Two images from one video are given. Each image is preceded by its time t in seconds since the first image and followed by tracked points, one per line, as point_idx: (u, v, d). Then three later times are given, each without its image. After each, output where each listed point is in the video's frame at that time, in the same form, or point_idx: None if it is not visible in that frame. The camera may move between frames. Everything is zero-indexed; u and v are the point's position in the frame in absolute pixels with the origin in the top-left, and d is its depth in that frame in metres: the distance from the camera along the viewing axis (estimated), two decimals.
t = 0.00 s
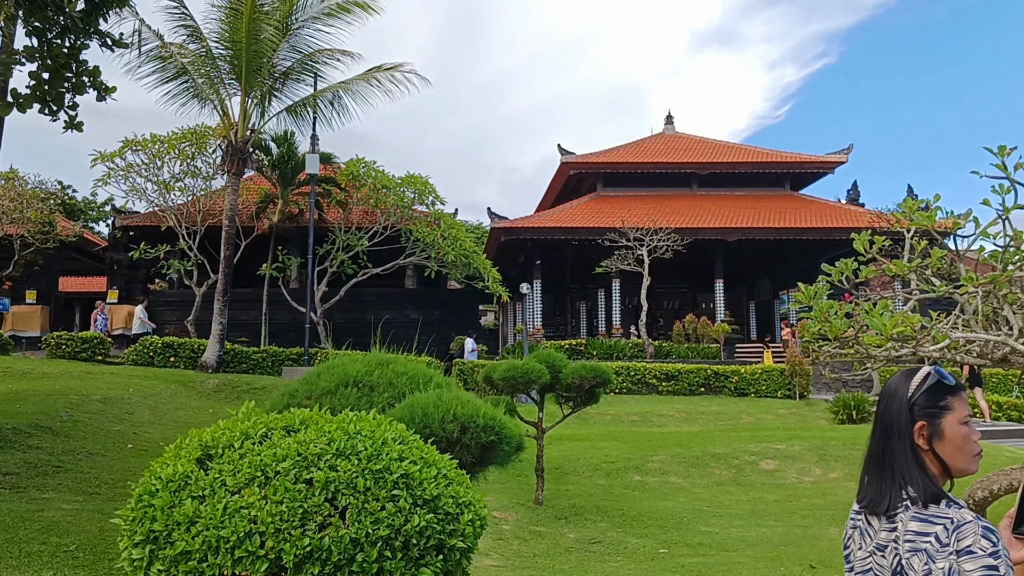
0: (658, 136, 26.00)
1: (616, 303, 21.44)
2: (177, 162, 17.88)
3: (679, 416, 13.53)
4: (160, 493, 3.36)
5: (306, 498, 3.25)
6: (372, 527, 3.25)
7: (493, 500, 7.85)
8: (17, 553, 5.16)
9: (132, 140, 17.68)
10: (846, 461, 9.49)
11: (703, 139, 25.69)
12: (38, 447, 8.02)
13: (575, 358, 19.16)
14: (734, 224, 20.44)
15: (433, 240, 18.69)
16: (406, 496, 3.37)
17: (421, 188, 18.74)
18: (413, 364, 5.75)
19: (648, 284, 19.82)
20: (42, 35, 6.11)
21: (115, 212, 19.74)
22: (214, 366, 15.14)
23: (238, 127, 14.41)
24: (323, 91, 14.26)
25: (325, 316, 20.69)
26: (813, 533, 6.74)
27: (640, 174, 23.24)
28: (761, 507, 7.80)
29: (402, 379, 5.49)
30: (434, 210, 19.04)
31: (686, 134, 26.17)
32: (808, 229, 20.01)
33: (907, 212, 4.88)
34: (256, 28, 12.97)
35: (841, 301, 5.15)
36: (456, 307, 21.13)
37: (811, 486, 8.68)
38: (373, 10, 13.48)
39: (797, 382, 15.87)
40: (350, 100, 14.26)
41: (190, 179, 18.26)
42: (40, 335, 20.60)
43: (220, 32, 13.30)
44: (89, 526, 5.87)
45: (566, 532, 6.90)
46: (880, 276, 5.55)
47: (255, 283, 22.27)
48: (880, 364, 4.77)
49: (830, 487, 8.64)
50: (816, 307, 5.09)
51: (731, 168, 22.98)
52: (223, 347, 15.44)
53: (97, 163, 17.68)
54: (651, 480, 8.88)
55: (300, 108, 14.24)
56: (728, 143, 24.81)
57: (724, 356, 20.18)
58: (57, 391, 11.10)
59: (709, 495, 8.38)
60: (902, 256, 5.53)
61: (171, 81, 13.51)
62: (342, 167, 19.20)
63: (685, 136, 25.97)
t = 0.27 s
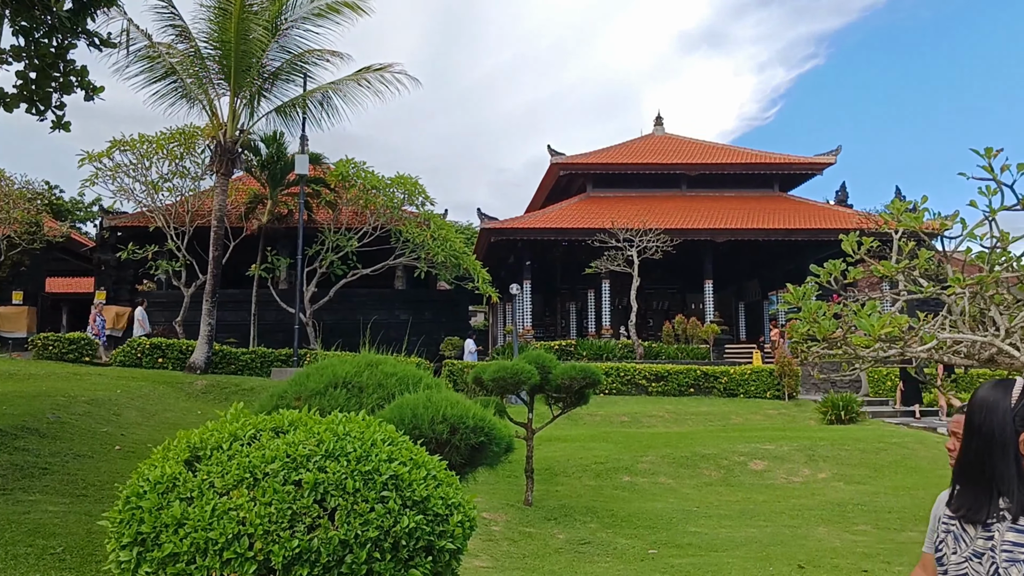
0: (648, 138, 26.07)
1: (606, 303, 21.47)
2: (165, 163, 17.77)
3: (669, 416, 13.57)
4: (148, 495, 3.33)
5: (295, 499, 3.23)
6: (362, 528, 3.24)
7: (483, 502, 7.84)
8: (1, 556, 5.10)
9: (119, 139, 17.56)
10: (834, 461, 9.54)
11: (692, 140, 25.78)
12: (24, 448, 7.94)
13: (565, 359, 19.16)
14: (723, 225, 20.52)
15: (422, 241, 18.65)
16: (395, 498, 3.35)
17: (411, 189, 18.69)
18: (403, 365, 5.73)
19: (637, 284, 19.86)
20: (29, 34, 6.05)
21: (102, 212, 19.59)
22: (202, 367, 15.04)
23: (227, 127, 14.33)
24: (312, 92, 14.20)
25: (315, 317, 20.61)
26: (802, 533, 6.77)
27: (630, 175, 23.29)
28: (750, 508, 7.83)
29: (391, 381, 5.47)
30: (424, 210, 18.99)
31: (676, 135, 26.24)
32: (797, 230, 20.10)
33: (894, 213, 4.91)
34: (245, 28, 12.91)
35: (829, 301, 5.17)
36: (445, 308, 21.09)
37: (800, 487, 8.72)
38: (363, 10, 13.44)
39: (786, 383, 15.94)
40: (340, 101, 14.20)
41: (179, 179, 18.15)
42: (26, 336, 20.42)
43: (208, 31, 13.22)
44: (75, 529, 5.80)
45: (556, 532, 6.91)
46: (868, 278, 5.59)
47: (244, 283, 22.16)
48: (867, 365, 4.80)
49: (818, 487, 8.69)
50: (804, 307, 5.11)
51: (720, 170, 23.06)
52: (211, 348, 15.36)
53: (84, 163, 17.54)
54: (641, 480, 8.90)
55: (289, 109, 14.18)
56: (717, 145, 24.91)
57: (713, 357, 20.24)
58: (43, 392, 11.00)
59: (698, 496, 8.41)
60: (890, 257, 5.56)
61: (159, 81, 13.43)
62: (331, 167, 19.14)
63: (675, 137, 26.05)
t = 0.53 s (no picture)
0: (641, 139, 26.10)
1: (599, 304, 21.48)
2: (157, 163, 17.68)
3: (662, 417, 13.58)
4: (140, 497, 3.31)
5: (288, 500, 3.21)
6: (354, 530, 3.22)
7: (475, 503, 7.82)
8: None
9: (111, 139, 17.46)
10: (826, 462, 9.56)
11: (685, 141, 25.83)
12: (15, 449, 7.88)
13: (559, 360, 19.15)
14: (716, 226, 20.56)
15: (415, 241, 18.62)
16: (388, 499, 3.34)
17: (404, 190, 18.64)
18: (396, 366, 5.71)
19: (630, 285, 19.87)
20: (20, 35, 6.01)
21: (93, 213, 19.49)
22: (194, 368, 14.97)
23: (219, 128, 14.27)
24: (305, 92, 14.16)
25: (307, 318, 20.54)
26: (794, 534, 6.78)
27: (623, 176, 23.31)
28: (743, 508, 7.84)
29: (383, 382, 5.45)
30: (417, 211, 18.96)
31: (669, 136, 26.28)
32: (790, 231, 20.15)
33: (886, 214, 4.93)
34: (238, 28, 12.85)
35: (822, 302, 5.17)
36: (438, 309, 21.06)
37: (792, 487, 8.74)
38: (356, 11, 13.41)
39: (778, 383, 15.97)
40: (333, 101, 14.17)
41: (171, 179, 18.07)
42: (17, 337, 20.28)
43: (201, 32, 13.16)
44: (66, 531, 5.76)
45: (549, 533, 6.90)
46: (861, 278, 5.60)
47: (236, 284, 22.07)
48: (860, 366, 4.81)
49: (811, 488, 8.71)
50: (797, 308, 5.11)
51: (713, 171, 23.11)
52: (203, 349, 15.28)
53: (76, 164, 17.44)
54: (633, 481, 8.90)
55: (281, 109, 14.13)
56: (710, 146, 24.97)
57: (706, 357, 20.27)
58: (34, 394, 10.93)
59: (691, 496, 8.41)
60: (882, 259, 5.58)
61: (151, 81, 13.36)
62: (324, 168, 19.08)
63: (667, 138, 26.09)
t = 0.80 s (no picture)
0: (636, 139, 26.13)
1: (594, 305, 21.50)
2: (151, 162, 17.62)
3: (656, 418, 13.60)
4: (133, 497, 3.29)
5: (282, 500, 3.20)
6: (348, 530, 3.21)
7: (469, 503, 7.82)
8: None
9: (105, 138, 17.40)
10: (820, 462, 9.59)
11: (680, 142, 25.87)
12: (8, 449, 7.84)
13: (553, 360, 19.15)
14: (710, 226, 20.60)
15: (410, 241, 18.60)
16: (382, 499, 3.33)
17: (399, 190, 18.62)
18: (390, 366, 5.70)
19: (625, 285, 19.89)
20: (13, 33, 5.98)
21: (87, 212, 19.41)
22: (187, 368, 14.92)
23: (213, 127, 14.24)
24: (300, 92, 14.13)
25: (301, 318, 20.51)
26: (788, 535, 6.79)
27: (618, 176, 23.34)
28: (737, 509, 7.86)
29: (378, 382, 5.44)
30: (412, 211, 18.94)
31: (663, 137, 26.32)
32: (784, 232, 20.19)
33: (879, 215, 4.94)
34: (232, 28, 12.83)
35: (816, 303, 5.18)
36: (433, 309, 21.04)
37: (786, 488, 8.76)
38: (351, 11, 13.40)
39: (772, 384, 16.00)
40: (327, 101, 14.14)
41: (165, 179, 18.01)
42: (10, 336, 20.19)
43: (195, 31, 13.13)
44: (59, 531, 5.73)
45: (544, 534, 6.90)
46: (854, 279, 5.61)
47: (230, 284, 22.01)
48: (854, 366, 4.83)
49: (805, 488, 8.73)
50: (791, 309, 5.12)
51: (707, 171, 23.15)
52: (197, 349, 15.23)
53: (69, 163, 17.36)
54: (628, 481, 8.91)
55: (276, 109, 14.10)
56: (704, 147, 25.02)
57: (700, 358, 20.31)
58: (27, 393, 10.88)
59: (685, 497, 8.42)
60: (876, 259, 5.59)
61: (145, 81, 13.31)
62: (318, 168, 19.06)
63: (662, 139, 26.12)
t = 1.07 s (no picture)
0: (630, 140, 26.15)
1: (588, 305, 21.52)
2: (144, 162, 17.55)
3: (650, 417, 13.62)
4: (125, 497, 3.28)
5: (275, 500, 3.19)
6: (341, 530, 3.20)
7: (463, 503, 7.81)
8: None
9: (98, 137, 17.31)
10: (814, 462, 9.61)
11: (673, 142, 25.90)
12: None
13: (547, 360, 19.16)
14: (704, 227, 20.64)
15: (404, 241, 18.57)
16: (375, 499, 3.32)
17: (393, 189, 18.57)
18: (383, 366, 5.69)
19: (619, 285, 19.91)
20: (5, 32, 5.93)
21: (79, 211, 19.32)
22: (180, 368, 14.86)
23: (207, 127, 14.19)
24: (293, 91, 14.09)
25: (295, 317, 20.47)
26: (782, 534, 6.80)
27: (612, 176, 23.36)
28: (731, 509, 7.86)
29: (371, 381, 5.43)
30: (406, 211, 18.90)
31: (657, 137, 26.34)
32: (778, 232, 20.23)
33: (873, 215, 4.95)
34: (226, 27, 12.78)
35: (809, 303, 5.18)
36: (427, 309, 21.01)
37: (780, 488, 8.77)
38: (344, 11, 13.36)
39: (766, 384, 16.03)
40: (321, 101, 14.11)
41: (158, 178, 17.94)
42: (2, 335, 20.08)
43: (188, 30, 13.08)
44: (49, 531, 5.69)
45: (538, 534, 6.89)
46: (847, 279, 5.62)
47: (224, 283, 21.93)
48: (846, 367, 4.84)
49: (799, 488, 8.75)
50: (784, 309, 5.12)
51: (701, 172, 23.19)
52: (190, 348, 15.17)
53: (62, 162, 17.27)
54: (621, 481, 8.91)
55: (269, 108, 14.05)
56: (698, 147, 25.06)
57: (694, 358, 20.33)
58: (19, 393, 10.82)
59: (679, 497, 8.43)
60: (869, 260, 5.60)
61: (138, 80, 13.26)
62: (312, 167, 19.01)
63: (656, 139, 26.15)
